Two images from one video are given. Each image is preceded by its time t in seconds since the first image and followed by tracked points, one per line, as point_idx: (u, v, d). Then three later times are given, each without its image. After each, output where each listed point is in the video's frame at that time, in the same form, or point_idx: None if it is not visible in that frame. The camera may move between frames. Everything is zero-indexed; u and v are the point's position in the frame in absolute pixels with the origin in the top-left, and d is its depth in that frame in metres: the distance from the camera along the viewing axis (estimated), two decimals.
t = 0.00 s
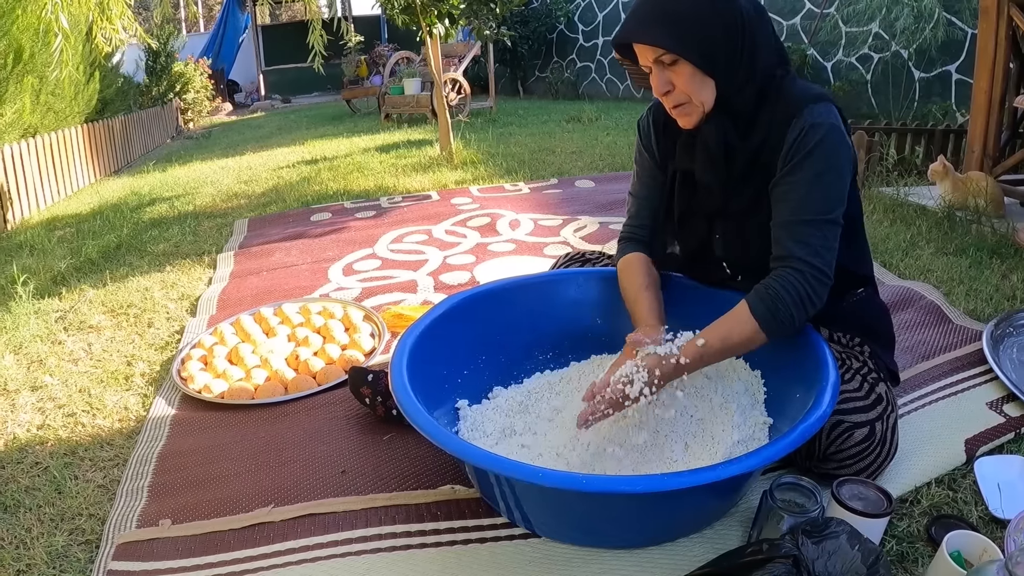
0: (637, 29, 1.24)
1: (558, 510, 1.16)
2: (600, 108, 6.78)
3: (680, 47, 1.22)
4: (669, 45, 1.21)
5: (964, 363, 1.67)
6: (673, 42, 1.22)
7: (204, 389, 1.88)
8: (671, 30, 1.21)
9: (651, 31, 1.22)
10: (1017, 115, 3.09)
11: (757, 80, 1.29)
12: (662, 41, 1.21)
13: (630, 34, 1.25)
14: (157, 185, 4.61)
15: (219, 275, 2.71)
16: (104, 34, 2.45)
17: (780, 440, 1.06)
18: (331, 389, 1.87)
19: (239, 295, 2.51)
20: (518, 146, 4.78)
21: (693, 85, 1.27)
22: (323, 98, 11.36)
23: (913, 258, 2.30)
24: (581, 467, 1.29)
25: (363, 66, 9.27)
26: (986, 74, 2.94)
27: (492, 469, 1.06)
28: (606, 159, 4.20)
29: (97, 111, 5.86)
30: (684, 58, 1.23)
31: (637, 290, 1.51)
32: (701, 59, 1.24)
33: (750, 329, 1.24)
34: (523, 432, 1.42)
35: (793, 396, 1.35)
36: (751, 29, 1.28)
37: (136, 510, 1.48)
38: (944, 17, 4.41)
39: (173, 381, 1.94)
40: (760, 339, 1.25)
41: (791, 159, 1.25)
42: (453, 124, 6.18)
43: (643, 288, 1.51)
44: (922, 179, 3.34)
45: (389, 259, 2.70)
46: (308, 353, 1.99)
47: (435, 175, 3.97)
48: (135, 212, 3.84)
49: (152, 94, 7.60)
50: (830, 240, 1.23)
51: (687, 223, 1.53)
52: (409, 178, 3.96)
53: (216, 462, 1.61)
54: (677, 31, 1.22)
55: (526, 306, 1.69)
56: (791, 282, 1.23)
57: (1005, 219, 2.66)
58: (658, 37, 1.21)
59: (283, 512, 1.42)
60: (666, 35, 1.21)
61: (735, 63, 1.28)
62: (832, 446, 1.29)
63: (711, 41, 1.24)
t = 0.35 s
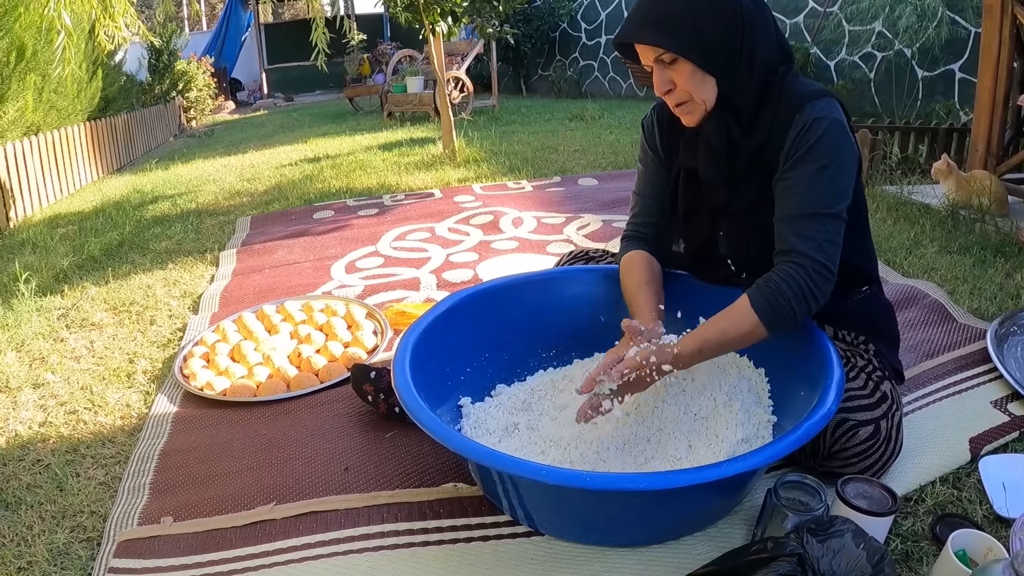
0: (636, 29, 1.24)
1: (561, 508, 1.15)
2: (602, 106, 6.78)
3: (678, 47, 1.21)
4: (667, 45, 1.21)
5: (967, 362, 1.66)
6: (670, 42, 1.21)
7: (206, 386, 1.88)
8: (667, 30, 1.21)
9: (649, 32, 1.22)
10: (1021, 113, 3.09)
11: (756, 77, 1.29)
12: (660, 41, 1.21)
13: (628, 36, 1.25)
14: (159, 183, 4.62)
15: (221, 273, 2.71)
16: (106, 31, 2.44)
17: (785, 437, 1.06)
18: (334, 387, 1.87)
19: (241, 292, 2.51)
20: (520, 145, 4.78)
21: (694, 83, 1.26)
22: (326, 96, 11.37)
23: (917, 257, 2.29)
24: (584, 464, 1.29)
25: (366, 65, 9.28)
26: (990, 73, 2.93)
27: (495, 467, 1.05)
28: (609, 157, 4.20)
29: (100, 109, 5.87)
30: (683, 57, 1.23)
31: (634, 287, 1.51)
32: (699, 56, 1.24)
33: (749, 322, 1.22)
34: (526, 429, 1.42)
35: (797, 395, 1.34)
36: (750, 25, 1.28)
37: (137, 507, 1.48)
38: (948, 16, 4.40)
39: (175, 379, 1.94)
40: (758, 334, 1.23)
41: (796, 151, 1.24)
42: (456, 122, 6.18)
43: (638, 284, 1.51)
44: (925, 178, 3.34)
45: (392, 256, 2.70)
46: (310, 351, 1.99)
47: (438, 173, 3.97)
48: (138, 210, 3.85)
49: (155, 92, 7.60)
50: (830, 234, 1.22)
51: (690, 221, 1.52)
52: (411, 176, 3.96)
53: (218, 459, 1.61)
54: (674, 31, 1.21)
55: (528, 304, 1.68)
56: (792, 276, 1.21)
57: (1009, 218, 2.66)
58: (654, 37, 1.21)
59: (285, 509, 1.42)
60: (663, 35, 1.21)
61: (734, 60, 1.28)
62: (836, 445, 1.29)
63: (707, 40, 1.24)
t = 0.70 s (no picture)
0: (647, 24, 1.24)
1: (566, 506, 1.16)
2: (606, 107, 6.78)
3: (690, 43, 1.22)
4: (680, 41, 1.21)
5: (972, 363, 1.66)
6: (683, 39, 1.21)
7: (210, 384, 1.88)
8: (680, 27, 1.21)
9: (662, 28, 1.22)
10: None
11: (768, 75, 1.29)
12: (673, 37, 1.21)
13: (641, 32, 1.25)
14: (163, 181, 4.62)
15: (225, 271, 2.71)
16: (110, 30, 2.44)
17: (790, 437, 1.06)
18: (338, 385, 1.87)
19: (245, 290, 2.51)
20: (524, 145, 4.79)
21: (707, 80, 1.26)
22: (329, 95, 11.39)
23: (921, 258, 2.29)
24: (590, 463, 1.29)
25: (369, 65, 9.30)
26: (994, 74, 2.93)
27: (500, 465, 1.05)
28: (612, 158, 4.20)
29: (103, 108, 5.89)
30: (696, 53, 1.23)
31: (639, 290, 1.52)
32: (712, 54, 1.24)
33: (749, 313, 1.22)
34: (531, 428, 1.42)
35: (803, 394, 1.34)
36: (763, 24, 1.28)
37: (140, 505, 1.48)
38: (952, 18, 4.40)
39: (179, 377, 1.95)
40: (758, 327, 1.23)
41: (805, 147, 1.25)
42: (459, 122, 6.19)
43: (646, 287, 1.52)
44: (929, 180, 3.34)
45: (396, 256, 2.70)
46: (314, 350, 1.99)
47: (442, 173, 3.97)
48: (142, 208, 3.86)
49: (158, 92, 7.62)
50: (838, 230, 1.22)
51: (700, 217, 1.53)
52: (415, 176, 3.96)
53: (222, 457, 1.61)
54: (687, 27, 1.21)
55: (533, 303, 1.68)
56: (794, 271, 1.21)
57: (1013, 219, 2.66)
58: (667, 34, 1.21)
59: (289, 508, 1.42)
60: (676, 31, 1.21)
61: (746, 58, 1.28)
62: (842, 444, 1.29)
63: (720, 38, 1.24)
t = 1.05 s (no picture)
0: (638, 30, 1.22)
1: (567, 506, 1.15)
2: (606, 107, 6.78)
3: (681, 49, 1.21)
4: (671, 47, 1.20)
5: (974, 362, 1.66)
6: (674, 45, 1.20)
7: (210, 384, 1.88)
8: (672, 33, 1.20)
9: (653, 34, 1.20)
10: None
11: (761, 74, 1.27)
12: (664, 43, 1.20)
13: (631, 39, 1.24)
14: (163, 182, 4.62)
15: (225, 271, 2.71)
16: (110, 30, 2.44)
17: (793, 437, 1.06)
18: (339, 385, 1.87)
19: (245, 291, 2.51)
20: (524, 144, 4.79)
21: (698, 87, 1.26)
22: (329, 96, 11.39)
23: (922, 257, 2.29)
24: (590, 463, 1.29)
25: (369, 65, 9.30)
26: (995, 73, 2.92)
27: (501, 464, 1.05)
28: (613, 157, 4.20)
29: (103, 108, 5.89)
30: (687, 61, 1.22)
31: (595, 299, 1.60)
32: (704, 60, 1.23)
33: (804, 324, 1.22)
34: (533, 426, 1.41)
35: (805, 393, 1.34)
36: (753, 23, 1.26)
37: (140, 506, 1.48)
38: (951, 17, 4.40)
39: (180, 377, 1.95)
40: (819, 330, 1.23)
41: (799, 149, 1.24)
42: (459, 122, 6.18)
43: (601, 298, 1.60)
44: (930, 179, 3.34)
45: (396, 255, 2.70)
46: (315, 350, 1.99)
47: (442, 173, 3.97)
48: (142, 208, 3.85)
49: (158, 92, 7.63)
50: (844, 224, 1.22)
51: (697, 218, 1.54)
52: (415, 176, 3.96)
53: (222, 457, 1.61)
54: (678, 32, 1.20)
55: (534, 302, 1.68)
56: (835, 266, 1.22)
57: (1014, 218, 2.65)
58: (658, 40, 1.20)
59: (290, 508, 1.42)
60: (668, 37, 1.20)
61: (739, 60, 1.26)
62: (844, 443, 1.29)
63: (712, 42, 1.22)
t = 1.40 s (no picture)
0: (609, 57, 1.16)
1: (568, 510, 1.15)
2: (608, 109, 6.79)
3: (654, 80, 1.14)
4: (644, 77, 1.14)
5: (975, 363, 1.66)
6: (643, 73, 1.14)
7: (213, 386, 1.89)
8: (643, 62, 1.14)
9: (627, 61, 1.14)
10: None
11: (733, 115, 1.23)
12: (636, 73, 1.14)
13: (604, 63, 1.17)
14: (166, 183, 4.62)
15: (227, 273, 2.72)
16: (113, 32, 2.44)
17: (792, 441, 1.06)
18: (341, 387, 1.88)
19: (247, 292, 2.51)
20: (526, 146, 4.80)
21: (669, 120, 1.20)
22: (331, 97, 11.41)
23: (923, 259, 2.29)
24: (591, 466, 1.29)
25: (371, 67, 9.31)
26: (996, 75, 2.93)
27: (501, 469, 1.05)
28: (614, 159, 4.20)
29: (105, 110, 5.90)
30: (658, 92, 1.16)
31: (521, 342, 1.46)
32: (677, 92, 1.16)
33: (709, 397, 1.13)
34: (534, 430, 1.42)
35: (808, 395, 1.35)
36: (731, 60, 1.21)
37: (143, 507, 1.48)
38: (952, 18, 4.41)
39: (182, 378, 1.95)
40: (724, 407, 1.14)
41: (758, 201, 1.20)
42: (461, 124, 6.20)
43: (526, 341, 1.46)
44: (931, 180, 3.34)
45: (398, 257, 2.71)
46: (317, 351, 1.99)
47: (444, 174, 3.97)
48: (144, 210, 3.86)
49: (160, 94, 7.65)
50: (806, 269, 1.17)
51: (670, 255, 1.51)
52: (417, 177, 3.97)
53: (225, 459, 1.62)
54: (651, 63, 1.14)
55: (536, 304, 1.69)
56: (738, 335, 1.15)
57: (1015, 220, 2.65)
58: (628, 68, 1.14)
59: (292, 510, 1.42)
60: (641, 66, 1.14)
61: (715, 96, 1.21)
62: (842, 450, 1.29)
63: (687, 76, 1.16)
